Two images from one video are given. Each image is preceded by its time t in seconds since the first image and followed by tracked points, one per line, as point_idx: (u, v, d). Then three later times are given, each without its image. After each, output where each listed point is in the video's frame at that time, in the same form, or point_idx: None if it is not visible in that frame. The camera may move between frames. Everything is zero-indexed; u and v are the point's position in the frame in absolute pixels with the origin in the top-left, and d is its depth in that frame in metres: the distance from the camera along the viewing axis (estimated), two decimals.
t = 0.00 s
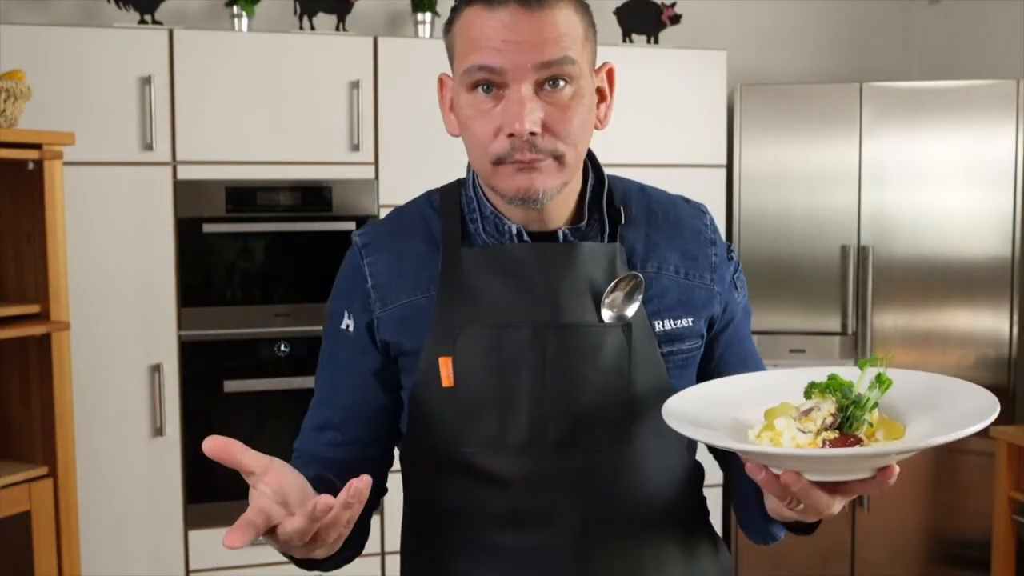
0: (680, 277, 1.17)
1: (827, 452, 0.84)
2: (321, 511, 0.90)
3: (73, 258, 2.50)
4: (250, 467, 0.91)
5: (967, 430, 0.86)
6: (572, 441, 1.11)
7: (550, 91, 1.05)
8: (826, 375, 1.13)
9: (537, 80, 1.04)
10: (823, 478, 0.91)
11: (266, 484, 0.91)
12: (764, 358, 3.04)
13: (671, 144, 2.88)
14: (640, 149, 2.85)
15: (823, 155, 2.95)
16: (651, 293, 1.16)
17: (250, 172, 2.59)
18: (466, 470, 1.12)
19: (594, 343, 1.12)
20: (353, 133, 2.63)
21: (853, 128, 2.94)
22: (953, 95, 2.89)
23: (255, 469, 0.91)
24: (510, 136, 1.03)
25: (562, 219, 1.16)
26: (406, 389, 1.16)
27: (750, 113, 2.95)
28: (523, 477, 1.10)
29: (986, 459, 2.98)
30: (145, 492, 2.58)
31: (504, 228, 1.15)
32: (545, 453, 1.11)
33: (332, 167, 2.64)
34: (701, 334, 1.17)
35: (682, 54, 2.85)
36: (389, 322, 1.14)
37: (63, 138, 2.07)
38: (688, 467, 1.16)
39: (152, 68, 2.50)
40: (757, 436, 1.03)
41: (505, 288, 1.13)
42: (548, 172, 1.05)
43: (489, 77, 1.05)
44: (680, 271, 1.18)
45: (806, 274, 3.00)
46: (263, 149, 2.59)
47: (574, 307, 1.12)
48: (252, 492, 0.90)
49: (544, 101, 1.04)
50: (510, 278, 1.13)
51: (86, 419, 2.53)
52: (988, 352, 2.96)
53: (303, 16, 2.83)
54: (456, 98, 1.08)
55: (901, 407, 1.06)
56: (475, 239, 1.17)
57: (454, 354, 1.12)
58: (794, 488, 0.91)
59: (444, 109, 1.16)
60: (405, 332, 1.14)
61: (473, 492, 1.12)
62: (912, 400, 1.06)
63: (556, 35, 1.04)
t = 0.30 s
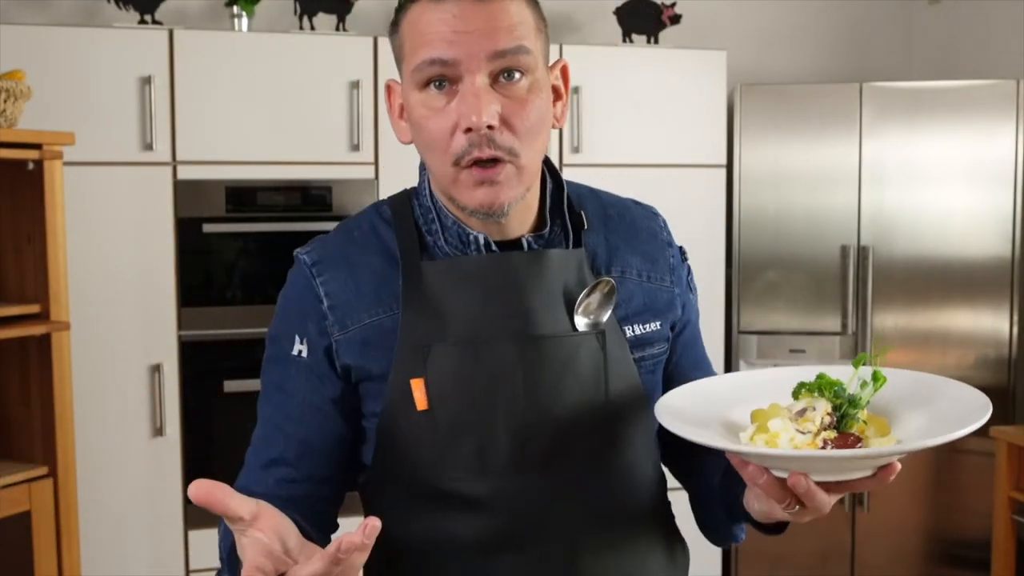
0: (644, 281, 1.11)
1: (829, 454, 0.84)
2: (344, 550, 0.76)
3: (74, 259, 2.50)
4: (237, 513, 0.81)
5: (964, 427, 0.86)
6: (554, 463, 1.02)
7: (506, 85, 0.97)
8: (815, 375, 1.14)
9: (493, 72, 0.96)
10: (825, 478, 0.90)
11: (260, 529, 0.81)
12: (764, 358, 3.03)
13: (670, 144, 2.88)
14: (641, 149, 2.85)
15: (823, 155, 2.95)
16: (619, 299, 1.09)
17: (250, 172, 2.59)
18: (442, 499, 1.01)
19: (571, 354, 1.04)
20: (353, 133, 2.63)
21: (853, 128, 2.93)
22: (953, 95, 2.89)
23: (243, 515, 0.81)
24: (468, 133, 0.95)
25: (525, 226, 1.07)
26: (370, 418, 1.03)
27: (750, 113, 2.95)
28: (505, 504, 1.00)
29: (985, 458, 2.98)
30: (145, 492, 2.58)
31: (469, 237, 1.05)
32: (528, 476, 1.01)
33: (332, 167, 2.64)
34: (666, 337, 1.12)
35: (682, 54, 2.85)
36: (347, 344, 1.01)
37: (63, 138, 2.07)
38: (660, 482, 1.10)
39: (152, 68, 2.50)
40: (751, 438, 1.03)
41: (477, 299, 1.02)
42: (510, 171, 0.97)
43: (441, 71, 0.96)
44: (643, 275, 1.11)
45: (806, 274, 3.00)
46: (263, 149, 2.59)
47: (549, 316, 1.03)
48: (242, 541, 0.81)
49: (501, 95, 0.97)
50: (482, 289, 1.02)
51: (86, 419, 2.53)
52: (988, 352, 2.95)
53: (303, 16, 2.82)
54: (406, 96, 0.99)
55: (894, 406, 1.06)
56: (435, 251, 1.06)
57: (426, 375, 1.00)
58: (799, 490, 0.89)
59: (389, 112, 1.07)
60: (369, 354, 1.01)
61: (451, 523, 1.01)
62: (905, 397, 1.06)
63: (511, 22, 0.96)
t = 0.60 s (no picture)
0: (635, 280, 1.11)
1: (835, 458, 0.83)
2: None
3: (73, 259, 2.50)
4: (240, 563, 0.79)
5: (971, 432, 0.85)
6: (552, 477, 1.01)
7: (489, 80, 0.94)
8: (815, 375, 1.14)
9: (473, 67, 0.93)
10: (833, 481, 0.90)
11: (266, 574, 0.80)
12: (764, 358, 3.03)
13: (671, 144, 2.88)
14: (640, 149, 2.85)
15: (823, 155, 2.95)
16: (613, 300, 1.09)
17: (250, 172, 2.59)
18: (442, 516, 1.00)
19: (567, 364, 1.02)
20: (353, 134, 2.63)
21: (853, 128, 2.93)
22: (953, 96, 2.89)
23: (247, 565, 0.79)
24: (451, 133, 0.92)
25: (516, 228, 1.05)
26: (361, 436, 1.03)
27: (750, 112, 2.95)
28: (505, 520, 0.99)
29: (985, 458, 2.98)
30: (144, 492, 2.58)
31: (460, 245, 1.03)
32: (527, 492, 1.00)
33: (332, 168, 2.64)
34: (660, 336, 1.12)
35: (682, 54, 2.85)
36: (336, 362, 0.99)
37: (63, 138, 2.07)
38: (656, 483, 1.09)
39: (152, 68, 2.50)
40: (754, 442, 1.01)
41: (471, 311, 1.00)
42: (497, 169, 0.93)
43: (420, 68, 0.93)
44: (634, 273, 1.11)
45: (806, 274, 3.00)
46: (263, 149, 2.59)
47: (544, 325, 1.02)
48: None
49: (484, 91, 0.94)
50: (474, 300, 1.00)
51: (86, 419, 2.53)
52: (988, 352, 2.95)
53: (303, 16, 2.83)
54: (386, 97, 0.97)
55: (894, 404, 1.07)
56: (423, 258, 1.04)
57: (421, 393, 0.99)
58: (806, 495, 0.88)
59: (371, 116, 1.04)
60: (359, 372, 1.00)
61: (450, 540, 1.00)
62: (905, 395, 1.07)
63: (491, 15, 0.92)
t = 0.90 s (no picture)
0: (635, 280, 1.11)
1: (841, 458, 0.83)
2: None
3: (73, 259, 2.50)
4: None
5: (971, 429, 0.85)
6: (555, 481, 1.00)
7: (487, 81, 0.94)
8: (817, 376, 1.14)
9: (472, 69, 0.93)
10: (836, 483, 0.90)
11: None
12: (764, 358, 3.03)
13: (671, 144, 2.88)
14: (640, 148, 2.85)
15: (823, 155, 2.95)
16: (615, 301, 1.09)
17: (250, 172, 2.59)
18: (447, 522, 1.00)
19: (569, 366, 1.02)
20: (353, 133, 2.63)
21: (853, 128, 2.93)
22: (954, 96, 2.89)
23: None
24: (449, 135, 0.92)
25: (517, 229, 1.06)
26: (361, 442, 1.03)
27: (750, 112, 2.95)
28: (509, 525, 0.99)
29: (985, 458, 2.98)
30: (144, 492, 2.58)
31: (461, 248, 1.03)
32: (531, 498, 0.99)
33: (332, 168, 2.64)
34: (662, 337, 1.12)
35: (683, 54, 2.85)
36: (336, 368, 1.00)
37: (63, 138, 2.07)
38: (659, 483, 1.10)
39: (152, 68, 2.50)
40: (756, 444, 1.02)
41: (472, 315, 1.00)
42: (495, 171, 0.93)
43: (417, 71, 0.93)
44: (634, 273, 1.11)
45: (806, 274, 3.00)
46: (263, 149, 2.59)
47: (546, 328, 1.02)
48: None
49: (483, 92, 0.93)
50: (475, 303, 1.00)
51: (86, 419, 2.53)
52: (988, 352, 2.95)
53: (303, 16, 2.83)
54: (383, 99, 0.97)
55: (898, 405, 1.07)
56: (422, 260, 1.04)
57: (423, 398, 0.99)
58: (809, 496, 0.89)
59: (370, 118, 1.04)
60: (359, 377, 1.00)
61: (454, 546, 1.00)
62: (908, 395, 1.07)
63: (489, 16, 0.92)
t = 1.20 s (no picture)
0: (641, 282, 1.11)
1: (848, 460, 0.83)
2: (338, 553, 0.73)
3: (73, 259, 2.50)
4: None
5: (987, 430, 0.85)
6: (554, 481, 1.00)
7: (487, 82, 0.94)
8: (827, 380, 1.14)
9: (471, 70, 0.93)
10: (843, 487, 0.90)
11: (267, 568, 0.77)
12: (764, 358, 3.02)
13: (670, 144, 2.88)
14: (640, 148, 2.85)
15: (823, 154, 2.95)
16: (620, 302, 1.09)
17: (250, 172, 2.59)
18: (445, 523, 0.99)
19: (569, 365, 1.02)
20: (353, 133, 2.63)
21: (853, 128, 2.93)
22: (954, 96, 2.89)
23: None
24: (447, 136, 0.92)
25: (520, 228, 1.06)
26: (361, 441, 1.02)
27: (751, 112, 2.95)
28: (508, 525, 0.99)
29: (986, 458, 2.98)
30: (144, 491, 2.58)
31: (462, 246, 1.03)
32: (530, 498, 0.99)
33: (332, 168, 2.64)
34: (668, 340, 1.12)
35: (683, 54, 2.85)
36: (334, 362, 0.99)
37: (63, 138, 2.07)
38: (666, 488, 1.09)
39: (152, 68, 2.50)
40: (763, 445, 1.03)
41: (472, 313, 1.00)
42: (495, 172, 0.94)
43: (416, 72, 0.93)
44: (641, 274, 1.11)
45: (806, 275, 3.00)
46: (263, 149, 2.59)
47: (546, 327, 1.02)
48: None
49: (482, 93, 0.93)
50: (474, 302, 1.00)
51: (86, 419, 2.53)
52: (988, 352, 2.96)
53: (303, 16, 2.83)
54: (383, 99, 0.97)
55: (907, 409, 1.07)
56: (424, 258, 1.04)
57: (421, 396, 0.99)
58: (815, 500, 0.88)
59: (371, 116, 1.04)
60: (358, 373, 1.00)
61: (452, 547, 0.99)
62: (918, 399, 1.07)
63: (488, 17, 0.92)
